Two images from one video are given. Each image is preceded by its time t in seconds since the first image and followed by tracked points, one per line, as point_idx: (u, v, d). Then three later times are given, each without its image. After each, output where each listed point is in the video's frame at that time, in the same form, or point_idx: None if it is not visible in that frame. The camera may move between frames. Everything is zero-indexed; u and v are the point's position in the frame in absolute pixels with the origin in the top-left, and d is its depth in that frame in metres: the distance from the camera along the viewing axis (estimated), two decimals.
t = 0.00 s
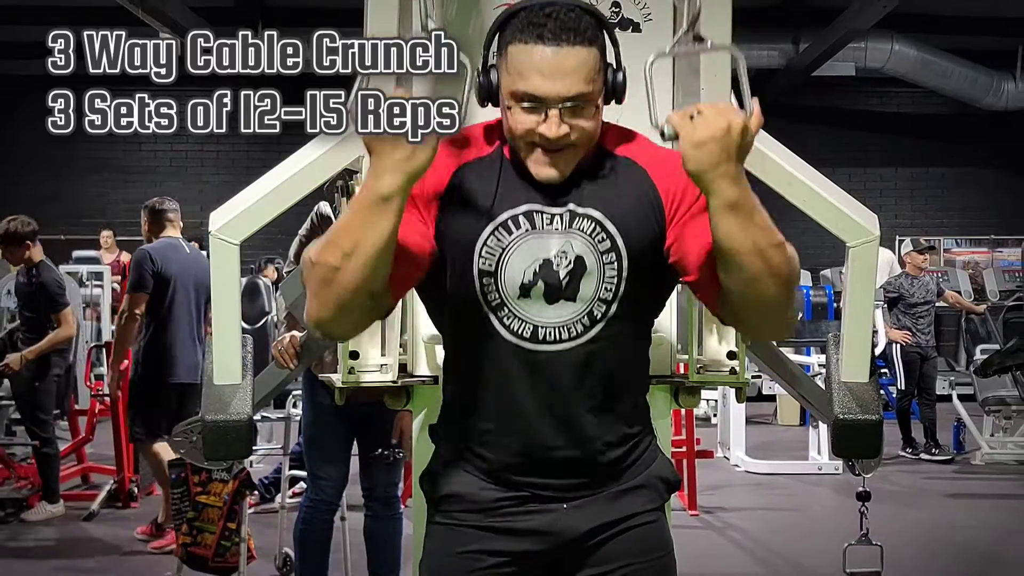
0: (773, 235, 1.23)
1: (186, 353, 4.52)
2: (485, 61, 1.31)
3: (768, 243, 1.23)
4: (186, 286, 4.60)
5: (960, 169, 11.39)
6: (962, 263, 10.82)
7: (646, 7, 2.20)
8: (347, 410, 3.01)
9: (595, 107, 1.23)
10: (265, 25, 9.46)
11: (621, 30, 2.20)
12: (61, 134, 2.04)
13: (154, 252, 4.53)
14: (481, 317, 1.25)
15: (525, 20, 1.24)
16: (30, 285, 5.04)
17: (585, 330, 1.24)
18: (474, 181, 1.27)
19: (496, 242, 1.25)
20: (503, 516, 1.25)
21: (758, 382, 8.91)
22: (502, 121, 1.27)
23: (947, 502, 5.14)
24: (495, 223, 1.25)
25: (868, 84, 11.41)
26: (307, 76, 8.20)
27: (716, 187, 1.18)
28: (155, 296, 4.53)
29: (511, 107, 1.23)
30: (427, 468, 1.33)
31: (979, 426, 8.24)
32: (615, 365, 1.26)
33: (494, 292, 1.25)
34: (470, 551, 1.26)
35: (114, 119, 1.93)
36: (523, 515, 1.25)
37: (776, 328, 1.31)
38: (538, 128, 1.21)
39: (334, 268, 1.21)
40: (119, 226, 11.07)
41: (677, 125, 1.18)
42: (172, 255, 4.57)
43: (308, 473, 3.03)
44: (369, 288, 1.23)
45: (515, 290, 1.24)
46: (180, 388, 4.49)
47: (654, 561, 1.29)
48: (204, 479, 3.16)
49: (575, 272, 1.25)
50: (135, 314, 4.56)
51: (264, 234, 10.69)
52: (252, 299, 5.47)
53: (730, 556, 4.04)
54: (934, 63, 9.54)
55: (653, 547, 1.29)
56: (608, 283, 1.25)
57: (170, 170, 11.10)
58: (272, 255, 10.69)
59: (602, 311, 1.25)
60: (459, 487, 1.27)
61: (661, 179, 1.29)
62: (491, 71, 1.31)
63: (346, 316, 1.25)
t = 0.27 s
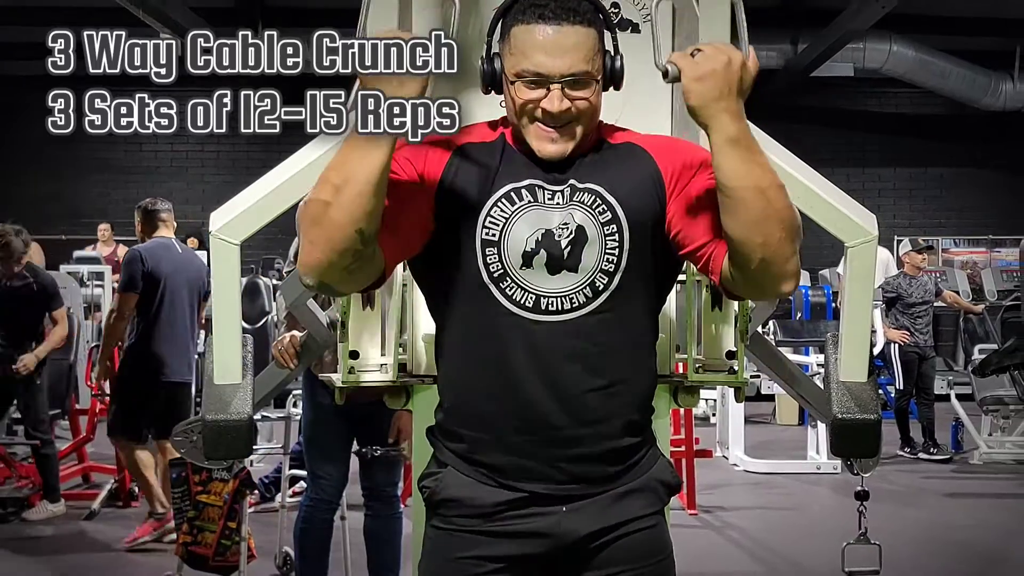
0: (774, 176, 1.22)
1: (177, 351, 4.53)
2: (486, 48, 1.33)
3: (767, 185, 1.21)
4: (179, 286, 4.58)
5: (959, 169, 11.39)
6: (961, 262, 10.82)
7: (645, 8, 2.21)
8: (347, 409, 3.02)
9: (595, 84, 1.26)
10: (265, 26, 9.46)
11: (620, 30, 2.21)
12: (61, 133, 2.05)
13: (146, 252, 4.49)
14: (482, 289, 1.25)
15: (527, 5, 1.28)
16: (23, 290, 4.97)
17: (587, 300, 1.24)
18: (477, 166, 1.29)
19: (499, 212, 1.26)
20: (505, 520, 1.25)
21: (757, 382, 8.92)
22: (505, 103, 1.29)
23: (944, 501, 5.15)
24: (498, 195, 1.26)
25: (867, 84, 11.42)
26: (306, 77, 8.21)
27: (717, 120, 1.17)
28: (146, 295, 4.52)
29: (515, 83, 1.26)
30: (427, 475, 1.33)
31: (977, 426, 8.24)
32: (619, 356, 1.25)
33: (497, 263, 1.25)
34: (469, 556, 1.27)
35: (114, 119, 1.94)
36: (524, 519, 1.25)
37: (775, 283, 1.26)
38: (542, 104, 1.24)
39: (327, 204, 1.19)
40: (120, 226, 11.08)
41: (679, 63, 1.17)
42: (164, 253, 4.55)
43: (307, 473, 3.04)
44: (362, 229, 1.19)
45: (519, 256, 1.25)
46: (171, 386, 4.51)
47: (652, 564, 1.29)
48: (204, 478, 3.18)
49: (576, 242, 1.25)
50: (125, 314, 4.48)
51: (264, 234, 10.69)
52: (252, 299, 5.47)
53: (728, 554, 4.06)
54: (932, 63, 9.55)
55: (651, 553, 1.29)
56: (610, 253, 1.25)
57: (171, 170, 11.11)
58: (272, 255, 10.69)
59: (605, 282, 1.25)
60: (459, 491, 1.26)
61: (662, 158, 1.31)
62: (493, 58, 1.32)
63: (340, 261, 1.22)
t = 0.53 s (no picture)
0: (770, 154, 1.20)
1: (168, 354, 4.54)
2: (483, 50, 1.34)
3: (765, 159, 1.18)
4: (163, 286, 4.60)
5: (958, 169, 11.40)
6: (959, 262, 10.83)
7: (644, 8, 2.22)
8: (347, 408, 3.03)
9: (589, 82, 1.27)
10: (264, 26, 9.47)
11: (619, 31, 2.21)
12: (61, 133, 2.06)
13: (129, 253, 4.53)
14: (480, 275, 1.25)
15: (522, 4, 1.29)
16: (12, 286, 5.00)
17: (584, 284, 1.25)
18: (474, 162, 1.30)
19: (495, 199, 1.27)
20: (504, 521, 1.25)
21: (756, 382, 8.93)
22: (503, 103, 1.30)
23: (941, 500, 5.17)
24: (495, 182, 1.28)
25: (866, 84, 11.43)
26: (306, 77, 8.22)
27: (718, 94, 1.17)
28: (133, 297, 4.56)
29: (512, 79, 1.26)
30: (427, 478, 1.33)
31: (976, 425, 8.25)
32: (615, 347, 1.24)
33: (495, 248, 1.26)
34: (466, 561, 1.27)
35: (114, 119, 1.95)
36: (525, 520, 1.25)
37: (773, 260, 1.22)
38: (538, 99, 1.25)
39: (315, 198, 1.18)
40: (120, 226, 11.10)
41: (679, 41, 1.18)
42: (148, 255, 4.58)
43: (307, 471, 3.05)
44: (354, 221, 1.18)
45: (515, 241, 1.25)
46: (159, 386, 4.51)
47: (653, 568, 1.29)
48: (205, 477, 3.22)
49: (572, 226, 1.26)
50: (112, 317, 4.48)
51: (264, 234, 10.70)
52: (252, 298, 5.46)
53: (726, 553, 4.07)
54: (931, 64, 9.56)
55: (654, 556, 1.29)
56: (607, 237, 1.26)
57: (171, 170, 11.12)
58: (272, 255, 10.70)
59: (602, 266, 1.26)
60: (459, 493, 1.27)
61: (656, 154, 1.32)
62: (490, 61, 1.33)
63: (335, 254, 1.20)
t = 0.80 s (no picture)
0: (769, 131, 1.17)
1: (145, 355, 4.56)
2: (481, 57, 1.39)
3: (765, 133, 1.15)
4: (139, 285, 4.59)
5: (957, 169, 11.41)
6: (958, 262, 10.84)
7: (643, 9, 2.21)
8: (347, 408, 3.04)
9: (584, 81, 1.31)
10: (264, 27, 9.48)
11: (617, 31, 2.20)
12: (61, 133, 2.07)
13: (102, 256, 4.50)
14: (479, 262, 1.26)
15: (517, 11, 1.35)
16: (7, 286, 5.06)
17: (581, 268, 1.25)
18: (471, 161, 1.33)
19: (492, 188, 1.29)
20: (506, 521, 1.26)
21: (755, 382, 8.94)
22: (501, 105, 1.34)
23: (939, 500, 5.17)
24: (490, 175, 1.31)
25: (865, 84, 11.44)
26: (306, 77, 8.23)
27: (719, 68, 1.13)
28: (106, 298, 4.54)
29: (508, 80, 1.32)
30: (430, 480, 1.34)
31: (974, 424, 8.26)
32: (613, 334, 1.24)
33: (492, 235, 1.27)
34: (468, 563, 1.28)
35: (114, 119, 1.95)
36: (524, 522, 1.25)
37: (771, 235, 1.19)
38: (534, 97, 1.30)
39: (309, 180, 1.16)
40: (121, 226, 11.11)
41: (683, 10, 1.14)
42: (122, 256, 4.55)
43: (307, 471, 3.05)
44: (344, 206, 1.16)
45: (512, 227, 1.27)
46: (139, 385, 4.54)
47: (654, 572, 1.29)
48: (205, 477, 3.23)
49: (568, 211, 1.27)
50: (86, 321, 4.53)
51: (264, 234, 10.71)
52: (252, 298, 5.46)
53: (724, 552, 4.08)
54: (929, 64, 9.57)
55: (655, 560, 1.29)
56: (603, 222, 1.27)
57: (172, 170, 11.13)
58: (272, 254, 10.71)
59: (598, 250, 1.26)
60: (459, 495, 1.27)
61: (651, 149, 1.34)
62: (486, 69, 1.38)
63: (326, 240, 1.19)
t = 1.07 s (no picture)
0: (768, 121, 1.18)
1: (131, 353, 4.57)
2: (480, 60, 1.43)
3: (764, 122, 1.16)
4: (117, 283, 4.60)
5: (956, 169, 11.42)
6: (956, 262, 10.86)
7: (642, 9, 2.19)
8: (347, 407, 3.05)
9: (580, 79, 1.36)
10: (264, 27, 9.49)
11: (617, 32, 2.18)
12: (60, 133, 2.08)
13: (81, 257, 4.54)
14: (481, 248, 1.28)
15: (515, 16, 1.40)
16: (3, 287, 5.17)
17: (583, 253, 1.27)
18: (470, 155, 1.35)
19: (493, 176, 1.31)
20: (507, 520, 1.25)
21: (754, 381, 8.94)
22: (499, 104, 1.38)
23: (938, 499, 5.18)
24: (492, 164, 1.33)
25: (864, 84, 11.45)
26: (305, 78, 8.24)
27: (719, 57, 1.15)
28: (84, 297, 4.57)
29: (507, 79, 1.36)
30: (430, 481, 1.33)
31: (972, 424, 8.27)
32: (613, 321, 1.25)
33: (494, 221, 1.28)
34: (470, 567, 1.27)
35: (114, 119, 1.97)
36: (524, 520, 1.25)
37: (768, 225, 1.19)
38: (533, 93, 1.34)
39: (314, 168, 1.17)
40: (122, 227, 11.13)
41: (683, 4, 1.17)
42: (101, 256, 4.58)
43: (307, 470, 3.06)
44: (351, 195, 1.17)
45: (514, 213, 1.29)
46: (122, 385, 4.54)
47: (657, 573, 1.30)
48: (207, 475, 3.23)
49: (568, 197, 1.29)
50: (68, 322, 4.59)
51: (264, 234, 10.72)
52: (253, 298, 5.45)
53: (724, 551, 4.08)
54: (927, 65, 9.56)
55: (657, 562, 1.29)
56: (604, 207, 1.29)
57: (173, 170, 11.13)
58: (271, 254, 10.72)
59: (599, 236, 1.28)
60: (459, 495, 1.27)
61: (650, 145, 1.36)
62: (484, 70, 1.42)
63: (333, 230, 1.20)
